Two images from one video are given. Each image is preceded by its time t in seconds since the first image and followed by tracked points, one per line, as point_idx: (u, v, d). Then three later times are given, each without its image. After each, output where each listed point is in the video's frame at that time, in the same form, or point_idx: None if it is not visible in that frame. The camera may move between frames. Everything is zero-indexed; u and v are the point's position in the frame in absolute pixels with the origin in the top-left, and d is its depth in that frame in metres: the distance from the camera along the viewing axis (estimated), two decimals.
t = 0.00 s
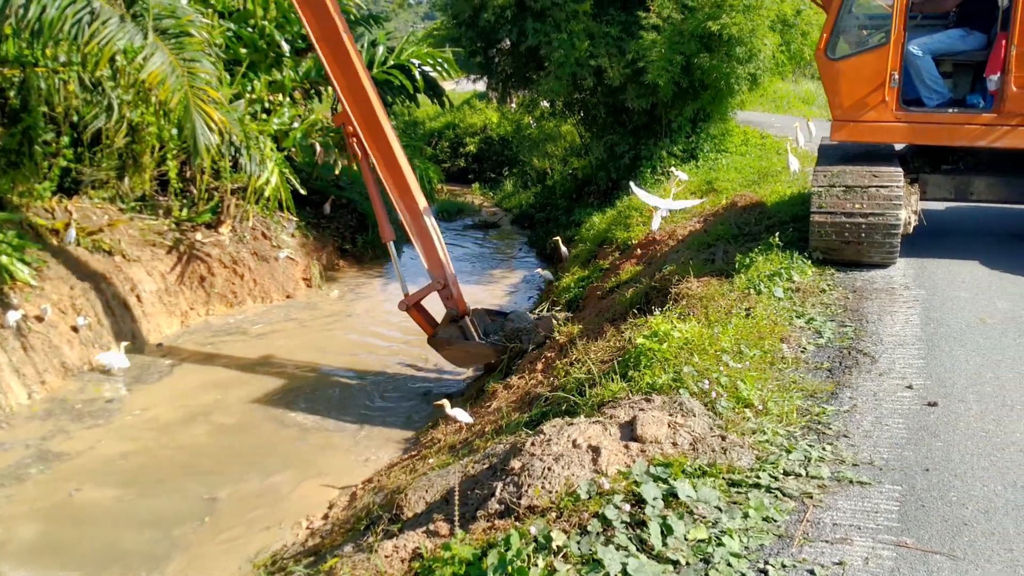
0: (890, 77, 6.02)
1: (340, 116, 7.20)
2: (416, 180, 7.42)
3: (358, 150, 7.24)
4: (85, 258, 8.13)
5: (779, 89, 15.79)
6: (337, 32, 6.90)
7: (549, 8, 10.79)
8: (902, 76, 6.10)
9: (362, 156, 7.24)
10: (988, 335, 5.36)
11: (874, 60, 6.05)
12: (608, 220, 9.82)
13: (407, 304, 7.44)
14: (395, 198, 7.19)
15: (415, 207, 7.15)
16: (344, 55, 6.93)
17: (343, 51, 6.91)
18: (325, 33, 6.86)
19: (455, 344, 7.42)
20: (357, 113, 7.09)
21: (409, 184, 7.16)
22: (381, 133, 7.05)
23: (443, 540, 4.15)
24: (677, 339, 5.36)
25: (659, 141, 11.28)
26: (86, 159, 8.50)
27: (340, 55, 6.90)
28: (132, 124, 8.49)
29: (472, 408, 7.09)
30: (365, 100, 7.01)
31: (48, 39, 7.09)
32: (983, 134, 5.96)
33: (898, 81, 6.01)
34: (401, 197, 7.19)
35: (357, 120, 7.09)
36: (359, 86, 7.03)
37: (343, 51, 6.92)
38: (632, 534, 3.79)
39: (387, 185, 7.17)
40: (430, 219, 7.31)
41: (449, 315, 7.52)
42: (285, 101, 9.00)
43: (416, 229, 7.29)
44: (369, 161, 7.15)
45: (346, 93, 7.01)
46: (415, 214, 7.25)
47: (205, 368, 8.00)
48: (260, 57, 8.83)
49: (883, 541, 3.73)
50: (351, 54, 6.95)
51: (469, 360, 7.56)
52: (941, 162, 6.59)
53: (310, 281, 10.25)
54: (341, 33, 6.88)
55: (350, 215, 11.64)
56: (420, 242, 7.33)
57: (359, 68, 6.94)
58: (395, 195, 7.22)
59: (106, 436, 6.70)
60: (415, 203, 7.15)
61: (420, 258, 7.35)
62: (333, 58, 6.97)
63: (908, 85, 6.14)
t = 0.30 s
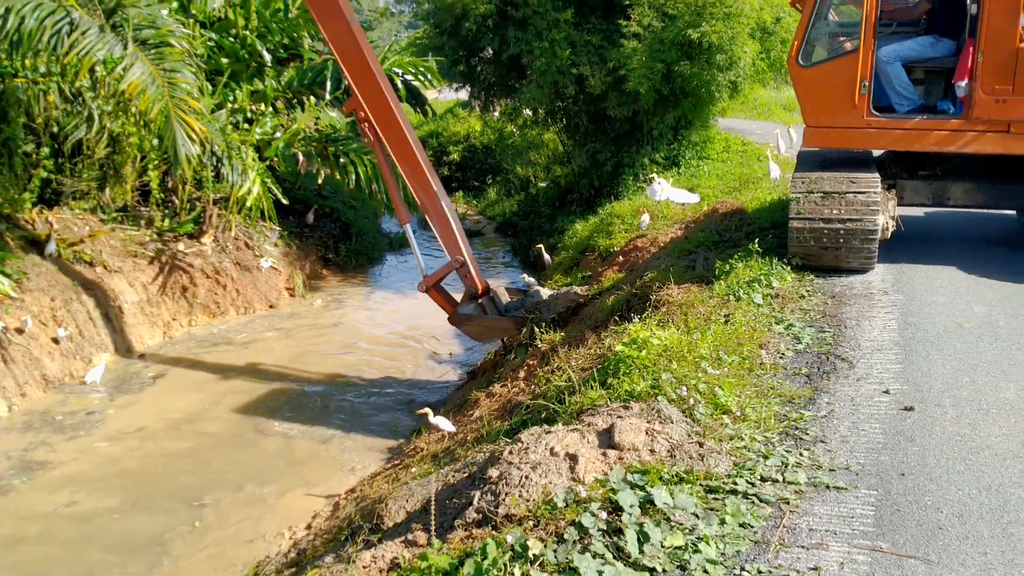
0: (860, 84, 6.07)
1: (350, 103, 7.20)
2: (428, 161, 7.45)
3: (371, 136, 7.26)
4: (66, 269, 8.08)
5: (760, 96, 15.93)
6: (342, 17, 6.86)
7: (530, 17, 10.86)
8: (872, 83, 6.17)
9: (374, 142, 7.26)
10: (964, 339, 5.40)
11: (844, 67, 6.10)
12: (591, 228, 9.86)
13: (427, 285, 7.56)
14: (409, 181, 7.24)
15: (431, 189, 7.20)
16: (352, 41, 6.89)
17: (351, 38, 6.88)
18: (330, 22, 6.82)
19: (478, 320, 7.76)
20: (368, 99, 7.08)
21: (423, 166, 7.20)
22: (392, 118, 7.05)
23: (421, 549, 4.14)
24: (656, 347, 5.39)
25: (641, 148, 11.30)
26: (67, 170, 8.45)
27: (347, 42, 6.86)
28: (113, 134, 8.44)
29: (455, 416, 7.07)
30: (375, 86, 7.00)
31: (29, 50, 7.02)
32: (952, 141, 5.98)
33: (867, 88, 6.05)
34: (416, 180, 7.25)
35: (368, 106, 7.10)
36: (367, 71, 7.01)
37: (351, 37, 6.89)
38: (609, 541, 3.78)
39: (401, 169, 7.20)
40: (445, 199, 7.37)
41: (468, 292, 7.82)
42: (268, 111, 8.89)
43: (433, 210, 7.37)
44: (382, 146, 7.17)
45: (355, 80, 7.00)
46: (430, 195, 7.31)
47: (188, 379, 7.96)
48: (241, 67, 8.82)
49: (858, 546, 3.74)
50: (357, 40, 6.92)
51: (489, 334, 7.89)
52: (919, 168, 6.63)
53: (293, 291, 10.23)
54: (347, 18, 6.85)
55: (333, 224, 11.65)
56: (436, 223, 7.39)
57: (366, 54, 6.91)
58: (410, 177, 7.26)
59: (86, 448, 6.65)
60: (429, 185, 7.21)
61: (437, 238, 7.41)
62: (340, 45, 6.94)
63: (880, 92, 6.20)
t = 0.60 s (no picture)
0: (831, 92, 6.15)
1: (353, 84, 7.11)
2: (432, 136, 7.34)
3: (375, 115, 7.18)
4: (41, 283, 8.02)
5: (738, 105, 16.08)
6: None
7: (508, 28, 10.92)
8: (842, 92, 6.27)
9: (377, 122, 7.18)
10: (936, 345, 5.44)
11: (814, 76, 6.18)
12: (571, 237, 9.89)
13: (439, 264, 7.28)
14: (415, 159, 7.14)
15: (438, 165, 7.11)
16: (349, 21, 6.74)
17: (349, 17, 6.73)
18: (327, 2, 6.69)
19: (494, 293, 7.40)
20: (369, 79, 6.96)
21: (428, 142, 7.10)
22: (395, 96, 6.96)
23: (394, 562, 4.11)
24: (632, 355, 5.40)
25: (619, 157, 11.38)
26: (42, 183, 8.41)
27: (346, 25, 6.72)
28: (88, 147, 8.41)
29: (434, 427, 7.05)
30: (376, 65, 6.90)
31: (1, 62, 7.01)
32: (920, 149, 6.05)
33: (838, 96, 6.14)
34: (422, 156, 7.16)
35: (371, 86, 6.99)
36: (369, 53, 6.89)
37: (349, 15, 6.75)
38: (582, 551, 3.77)
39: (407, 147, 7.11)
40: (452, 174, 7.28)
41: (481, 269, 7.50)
42: (245, 122, 8.83)
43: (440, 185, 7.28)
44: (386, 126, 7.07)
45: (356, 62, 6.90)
46: (437, 171, 7.22)
47: (165, 393, 7.90)
48: (218, 79, 8.81)
49: (829, 552, 3.76)
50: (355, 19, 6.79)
51: (505, 307, 7.48)
52: (890, 176, 6.69)
53: (272, 302, 10.20)
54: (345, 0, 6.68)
55: (312, 235, 11.65)
56: (445, 200, 7.30)
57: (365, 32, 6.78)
58: (415, 155, 7.16)
59: (61, 463, 6.58)
60: (436, 161, 7.12)
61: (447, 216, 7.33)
62: (338, 25, 6.80)
63: (850, 100, 6.31)
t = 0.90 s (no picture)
0: (791, 106, 6.23)
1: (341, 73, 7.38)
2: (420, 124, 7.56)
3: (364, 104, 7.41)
4: (10, 300, 7.86)
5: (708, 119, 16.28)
6: None
7: (481, 42, 10.99)
8: (803, 105, 6.32)
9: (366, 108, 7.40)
10: (901, 354, 5.48)
11: (775, 89, 6.27)
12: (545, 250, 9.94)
13: (429, 248, 7.35)
14: (404, 143, 7.32)
15: (426, 149, 7.28)
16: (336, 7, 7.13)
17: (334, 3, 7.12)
18: None
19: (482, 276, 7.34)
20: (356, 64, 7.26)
21: (415, 126, 7.29)
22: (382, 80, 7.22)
23: None
24: (602, 368, 5.41)
25: (593, 171, 11.48)
26: (10, 200, 8.44)
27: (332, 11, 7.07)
28: (58, 163, 8.37)
29: (408, 442, 7.00)
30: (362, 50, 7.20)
31: None
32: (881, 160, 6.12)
33: (798, 109, 6.22)
34: (411, 141, 7.33)
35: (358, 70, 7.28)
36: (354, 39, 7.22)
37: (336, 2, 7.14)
38: (549, 565, 3.75)
39: (395, 131, 7.30)
40: (441, 160, 7.44)
41: (473, 254, 7.55)
42: (217, 137, 8.80)
43: (429, 171, 7.42)
44: (374, 109, 7.28)
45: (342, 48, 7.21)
46: (425, 155, 7.39)
47: (136, 410, 7.81)
48: (189, 93, 8.73)
49: (794, 562, 3.77)
50: (341, 6, 7.17)
51: (497, 290, 7.44)
52: (857, 188, 6.78)
53: (245, 318, 10.14)
54: None
55: (286, 249, 11.60)
56: (434, 185, 7.44)
57: (350, 17, 7.15)
58: (404, 140, 7.35)
59: (28, 483, 6.48)
60: (424, 144, 7.30)
61: (436, 201, 7.44)
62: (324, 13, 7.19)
63: (811, 113, 6.35)
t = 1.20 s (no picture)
0: (749, 125, 6.29)
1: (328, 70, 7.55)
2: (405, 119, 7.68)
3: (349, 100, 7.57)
4: None
5: (677, 137, 16.46)
6: None
7: (449, 60, 11.04)
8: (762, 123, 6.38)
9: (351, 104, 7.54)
10: (863, 369, 5.52)
11: (732, 109, 6.34)
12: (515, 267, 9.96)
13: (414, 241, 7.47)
14: (388, 137, 7.44)
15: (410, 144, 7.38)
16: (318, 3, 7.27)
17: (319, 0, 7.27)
18: None
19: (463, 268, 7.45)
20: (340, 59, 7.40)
21: (400, 121, 7.41)
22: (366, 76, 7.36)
23: None
24: (566, 385, 5.39)
25: (563, 188, 11.55)
26: None
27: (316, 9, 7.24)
28: (20, 182, 8.05)
29: (375, 461, 6.93)
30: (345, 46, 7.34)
31: None
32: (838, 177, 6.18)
33: (756, 128, 6.28)
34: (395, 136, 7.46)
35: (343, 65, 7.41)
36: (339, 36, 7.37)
37: None
38: None
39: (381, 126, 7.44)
40: (426, 154, 7.55)
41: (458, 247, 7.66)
42: (183, 155, 8.72)
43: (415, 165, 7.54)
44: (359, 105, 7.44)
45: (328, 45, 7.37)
46: (410, 150, 7.50)
47: (100, 432, 7.69)
48: (155, 112, 8.71)
49: None
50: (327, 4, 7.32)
51: (480, 282, 7.52)
52: (820, 205, 6.83)
53: (212, 338, 10.05)
54: None
55: (254, 268, 11.53)
56: (419, 179, 7.54)
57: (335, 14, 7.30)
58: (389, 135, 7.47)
59: None
60: (408, 140, 7.40)
61: (422, 195, 7.55)
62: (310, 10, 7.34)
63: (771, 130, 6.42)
